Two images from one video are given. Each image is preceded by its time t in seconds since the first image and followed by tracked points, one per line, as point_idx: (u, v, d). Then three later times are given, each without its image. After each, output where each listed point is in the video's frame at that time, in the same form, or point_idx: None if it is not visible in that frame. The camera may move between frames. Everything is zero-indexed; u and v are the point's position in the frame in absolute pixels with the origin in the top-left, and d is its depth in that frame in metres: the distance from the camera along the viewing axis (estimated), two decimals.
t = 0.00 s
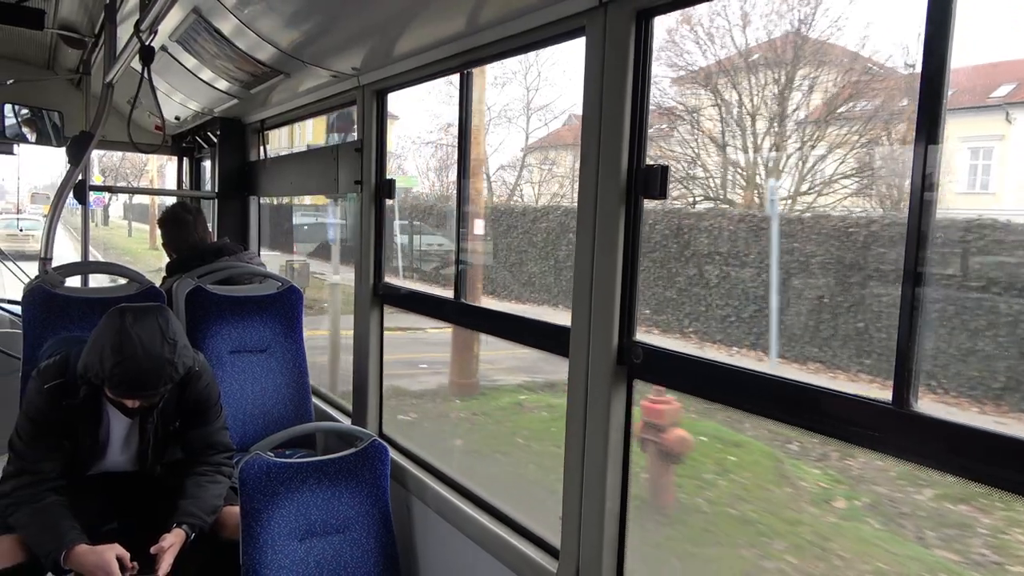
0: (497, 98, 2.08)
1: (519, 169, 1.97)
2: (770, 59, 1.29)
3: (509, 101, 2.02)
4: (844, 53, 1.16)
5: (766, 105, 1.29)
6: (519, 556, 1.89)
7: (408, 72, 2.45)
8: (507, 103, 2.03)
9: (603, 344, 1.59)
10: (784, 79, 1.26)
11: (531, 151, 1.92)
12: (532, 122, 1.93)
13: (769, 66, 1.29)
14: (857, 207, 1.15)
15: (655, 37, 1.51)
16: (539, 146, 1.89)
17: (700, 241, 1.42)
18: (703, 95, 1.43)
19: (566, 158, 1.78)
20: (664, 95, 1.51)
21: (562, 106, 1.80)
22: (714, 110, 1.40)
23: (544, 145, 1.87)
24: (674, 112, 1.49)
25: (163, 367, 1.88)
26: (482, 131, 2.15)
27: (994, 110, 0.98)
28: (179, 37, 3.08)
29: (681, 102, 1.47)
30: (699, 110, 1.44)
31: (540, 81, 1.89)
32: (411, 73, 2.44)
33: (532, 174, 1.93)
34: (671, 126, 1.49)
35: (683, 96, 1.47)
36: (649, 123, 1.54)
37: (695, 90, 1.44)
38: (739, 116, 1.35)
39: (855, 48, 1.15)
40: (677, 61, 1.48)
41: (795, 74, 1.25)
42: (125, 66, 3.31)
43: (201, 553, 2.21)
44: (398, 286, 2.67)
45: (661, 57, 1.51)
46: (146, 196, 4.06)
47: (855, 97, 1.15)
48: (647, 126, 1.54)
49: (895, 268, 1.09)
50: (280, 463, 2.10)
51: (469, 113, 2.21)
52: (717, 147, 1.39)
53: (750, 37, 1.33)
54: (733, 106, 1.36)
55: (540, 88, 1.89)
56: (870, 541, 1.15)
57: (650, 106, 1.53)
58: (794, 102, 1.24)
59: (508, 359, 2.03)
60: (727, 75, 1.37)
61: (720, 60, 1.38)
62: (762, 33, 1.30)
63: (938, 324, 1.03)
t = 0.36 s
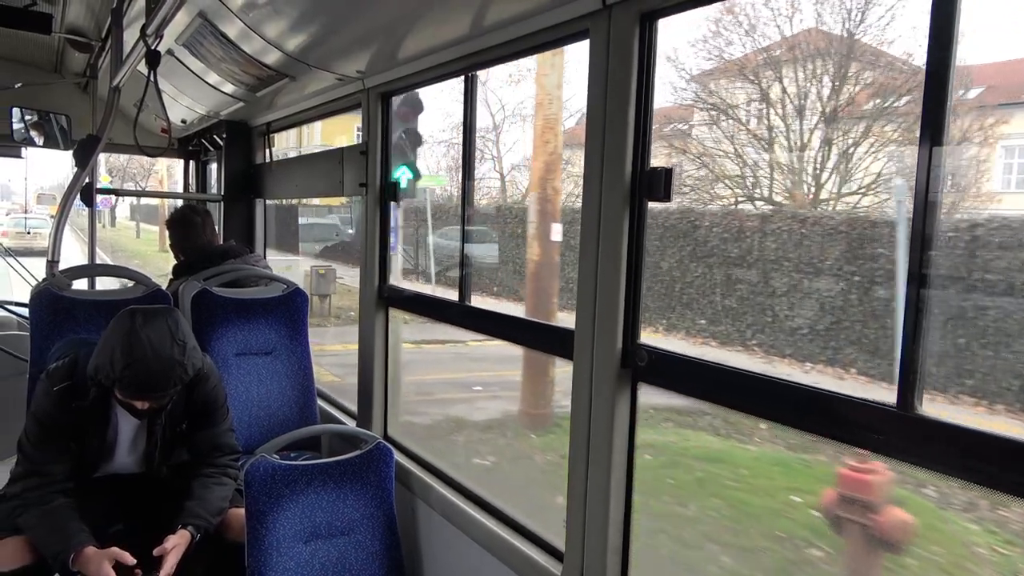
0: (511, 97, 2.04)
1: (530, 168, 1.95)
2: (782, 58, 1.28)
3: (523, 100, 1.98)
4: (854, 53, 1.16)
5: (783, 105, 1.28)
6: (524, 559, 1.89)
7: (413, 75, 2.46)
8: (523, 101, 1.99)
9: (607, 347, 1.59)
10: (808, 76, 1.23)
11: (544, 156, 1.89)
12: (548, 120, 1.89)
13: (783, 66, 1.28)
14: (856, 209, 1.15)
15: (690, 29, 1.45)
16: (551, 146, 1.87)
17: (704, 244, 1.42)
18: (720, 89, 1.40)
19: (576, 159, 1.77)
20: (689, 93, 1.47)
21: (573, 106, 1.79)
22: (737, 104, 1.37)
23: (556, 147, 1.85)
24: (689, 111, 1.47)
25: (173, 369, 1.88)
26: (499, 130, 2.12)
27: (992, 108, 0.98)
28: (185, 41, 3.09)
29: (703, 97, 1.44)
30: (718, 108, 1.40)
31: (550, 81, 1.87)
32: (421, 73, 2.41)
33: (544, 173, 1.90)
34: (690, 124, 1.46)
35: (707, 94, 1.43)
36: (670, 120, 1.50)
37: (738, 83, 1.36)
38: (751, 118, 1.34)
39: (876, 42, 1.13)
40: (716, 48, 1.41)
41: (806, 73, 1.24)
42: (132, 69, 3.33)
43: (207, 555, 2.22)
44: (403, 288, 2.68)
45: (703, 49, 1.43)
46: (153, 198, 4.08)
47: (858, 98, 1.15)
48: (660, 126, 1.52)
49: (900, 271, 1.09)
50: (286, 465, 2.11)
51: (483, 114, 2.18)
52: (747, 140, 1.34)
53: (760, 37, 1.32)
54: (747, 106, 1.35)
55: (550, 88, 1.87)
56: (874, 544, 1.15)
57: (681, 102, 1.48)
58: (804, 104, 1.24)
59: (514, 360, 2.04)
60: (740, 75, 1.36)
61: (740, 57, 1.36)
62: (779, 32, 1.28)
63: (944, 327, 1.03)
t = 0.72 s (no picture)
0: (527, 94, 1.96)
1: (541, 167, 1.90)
2: (798, 54, 1.24)
3: (537, 98, 1.92)
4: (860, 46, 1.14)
5: (801, 101, 1.24)
6: (528, 560, 1.88)
7: (416, 75, 2.45)
8: (538, 98, 1.91)
9: (611, 347, 1.58)
10: (839, 71, 1.17)
11: (558, 156, 1.83)
12: (563, 117, 1.82)
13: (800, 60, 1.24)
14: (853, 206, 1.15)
15: (742, 23, 1.34)
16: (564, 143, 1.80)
17: (708, 243, 1.42)
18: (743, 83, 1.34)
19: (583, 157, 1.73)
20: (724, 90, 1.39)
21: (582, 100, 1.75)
22: (751, 107, 1.33)
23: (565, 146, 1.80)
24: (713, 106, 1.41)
25: (175, 371, 1.88)
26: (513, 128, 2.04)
27: (991, 100, 0.98)
28: (189, 42, 3.10)
29: (730, 92, 1.37)
30: (735, 102, 1.36)
31: (557, 79, 1.84)
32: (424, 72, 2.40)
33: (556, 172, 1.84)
34: (711, 121, 1.42)
35: (748, 86, 1.33)
36: (691, 115, 1.46)
37: (782, 74, 1.27)
38: (761, 116, 1.31)
39: (893, 34, 1.10)
40: (763, 36, 1.30)
41: (824, 67, 1.20)
42: (137, 71, 3.33)
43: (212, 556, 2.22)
44: (407, 289, 2.67)
45: (756, 34, 1.31)
46: (157, 199, 4.08)
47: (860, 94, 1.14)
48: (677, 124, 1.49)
49: (907, 270, 1.08)
50: (290, 466, 2.10)
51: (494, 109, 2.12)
52: (789, 137, 1.26)
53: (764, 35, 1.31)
54: (764, 103, 1.30)
55: (563, 85, 1.82)
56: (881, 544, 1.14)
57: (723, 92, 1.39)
58: (817, 103, 1.21)
59: (517, 361, 2.03)
60: (762, 68, 1.30)
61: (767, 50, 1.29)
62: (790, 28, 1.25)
63: (951, 327, 1.02)
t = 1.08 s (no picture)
0: (539, 91, 1.94)
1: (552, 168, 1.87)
2: (816, 53, 1.24)
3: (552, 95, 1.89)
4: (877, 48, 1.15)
5: (824, 99, 1.22)
6: (536, 560, 1.89)
7: (423, 76, 2.46)
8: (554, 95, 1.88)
9: (618, 347, 1.59)
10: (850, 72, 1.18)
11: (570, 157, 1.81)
12: (577, 115, 1.79)
13: (820, 60, 1.23)
14: (863, 205, 1.16)
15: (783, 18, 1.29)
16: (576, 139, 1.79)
17: (716, 242, 1.42)
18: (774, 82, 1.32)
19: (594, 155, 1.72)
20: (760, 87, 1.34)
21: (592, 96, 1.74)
22: (776, 108, 1.32)
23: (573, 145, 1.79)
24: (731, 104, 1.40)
25: (178, 371, 1.89)
26: (526, 126, 2.01)
27: (999, 98, 0.99)
28: (197, 44, 3.11)
29: (759, 91, 1.35)
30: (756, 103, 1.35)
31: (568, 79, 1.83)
32: (431, 73, 2.41)
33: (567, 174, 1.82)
34: (727, 121, 1.41)
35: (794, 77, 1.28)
36: (712, 113, 1.45)
37: (832, 68, 1.21)
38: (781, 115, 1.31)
39: (905, 31, 1.10)
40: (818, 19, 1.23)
41: (846, 63, 1.19)
42: (145, 73, 3.35)
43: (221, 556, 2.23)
44: (413, 289, 2.68)
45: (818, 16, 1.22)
46: (163, 200, 4.07)
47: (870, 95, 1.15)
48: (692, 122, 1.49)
49: (915, 272, 1.08)
50: (298, 465, 2.12)
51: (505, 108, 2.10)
52: (829, 133, 1.21)
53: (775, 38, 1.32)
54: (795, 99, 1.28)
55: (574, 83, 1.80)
56: (884, 544, 1.14)
57: (768, 85, 1.33)
58: (836, 103, 1.20)
59: (524, 362, 2.04)
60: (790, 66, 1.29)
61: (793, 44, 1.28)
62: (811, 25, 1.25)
63: (959, 328, 1.02)
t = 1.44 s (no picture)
0: (552, 90, 1.92)
1: (567, 169, 1.84)
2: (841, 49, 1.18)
3: (568, 95, 1.86)
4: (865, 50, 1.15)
5: (850, 96, 1.17)
6: (539, 565, 1.89)
7: (430, 83, 2.48)
8: (572, 96, 1.84)
9: (622, 354, 1.60)
10: (837, 75, 1.19)
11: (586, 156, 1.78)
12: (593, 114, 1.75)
13: (838, 60, 1.18)
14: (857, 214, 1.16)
15: (783, 25, 1.30)
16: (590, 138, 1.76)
17: (720, 250, 1.43)
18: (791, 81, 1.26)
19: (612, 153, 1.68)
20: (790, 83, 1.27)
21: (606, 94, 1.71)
22: (795, 104, 1.25)
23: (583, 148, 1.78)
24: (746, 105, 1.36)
25: (187, 375, 1.91)
26: (540, 127, 1.97)
27: (999, 106, 0.99)
28: (205, 49, 3.13)
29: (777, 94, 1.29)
30: (778, 101, 1.28)
31: (580, 84, 1.81)
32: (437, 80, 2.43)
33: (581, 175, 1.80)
34: (745, 120, 1.35)
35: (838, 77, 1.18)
36: (729, 113, 1.40)
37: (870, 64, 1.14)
38: (800, 110, 1.24)
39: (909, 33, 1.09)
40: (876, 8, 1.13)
41: (861, 65, 1.15)
42: (154, 78, 3.37)
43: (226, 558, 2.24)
44: (419, 294, 2.70)
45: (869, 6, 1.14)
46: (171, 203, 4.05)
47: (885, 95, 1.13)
48: (708, 122, 1.46)
49: (917, 281, 1.09)
50: (303, 469, 2.13)
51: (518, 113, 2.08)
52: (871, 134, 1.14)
53: (779, 44, 1.30)
54: (812, 95, 1.22)
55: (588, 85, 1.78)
56: (886, 551, 1.15)
57: (785, 81, 1.28)
58: (860, 100, 1.15)
59: (528, 367, 2.05)
60: (812, 61, 1.22)
61: (812, 42, 1.23)
62: (833, 22, 1.19)
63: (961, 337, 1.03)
